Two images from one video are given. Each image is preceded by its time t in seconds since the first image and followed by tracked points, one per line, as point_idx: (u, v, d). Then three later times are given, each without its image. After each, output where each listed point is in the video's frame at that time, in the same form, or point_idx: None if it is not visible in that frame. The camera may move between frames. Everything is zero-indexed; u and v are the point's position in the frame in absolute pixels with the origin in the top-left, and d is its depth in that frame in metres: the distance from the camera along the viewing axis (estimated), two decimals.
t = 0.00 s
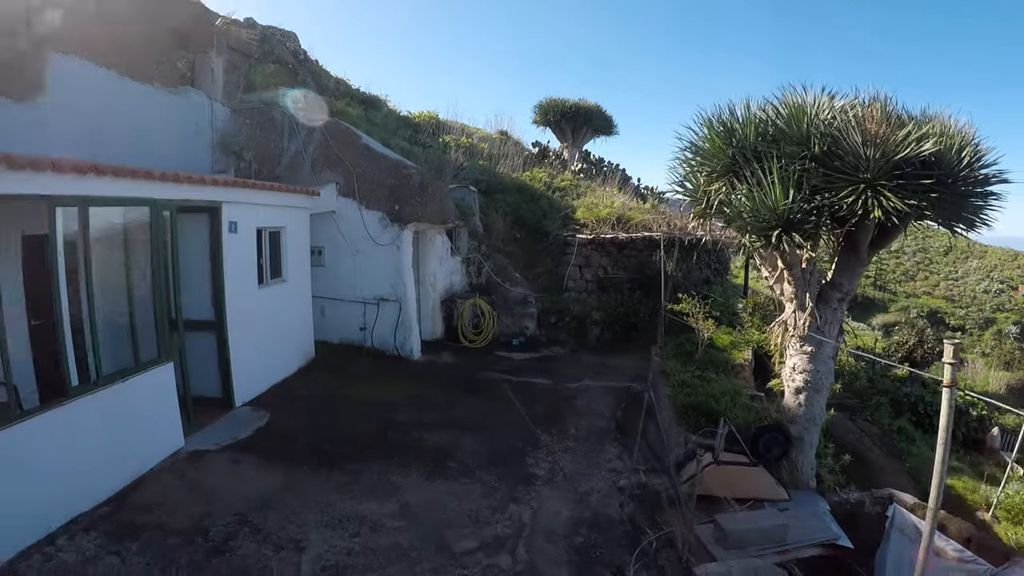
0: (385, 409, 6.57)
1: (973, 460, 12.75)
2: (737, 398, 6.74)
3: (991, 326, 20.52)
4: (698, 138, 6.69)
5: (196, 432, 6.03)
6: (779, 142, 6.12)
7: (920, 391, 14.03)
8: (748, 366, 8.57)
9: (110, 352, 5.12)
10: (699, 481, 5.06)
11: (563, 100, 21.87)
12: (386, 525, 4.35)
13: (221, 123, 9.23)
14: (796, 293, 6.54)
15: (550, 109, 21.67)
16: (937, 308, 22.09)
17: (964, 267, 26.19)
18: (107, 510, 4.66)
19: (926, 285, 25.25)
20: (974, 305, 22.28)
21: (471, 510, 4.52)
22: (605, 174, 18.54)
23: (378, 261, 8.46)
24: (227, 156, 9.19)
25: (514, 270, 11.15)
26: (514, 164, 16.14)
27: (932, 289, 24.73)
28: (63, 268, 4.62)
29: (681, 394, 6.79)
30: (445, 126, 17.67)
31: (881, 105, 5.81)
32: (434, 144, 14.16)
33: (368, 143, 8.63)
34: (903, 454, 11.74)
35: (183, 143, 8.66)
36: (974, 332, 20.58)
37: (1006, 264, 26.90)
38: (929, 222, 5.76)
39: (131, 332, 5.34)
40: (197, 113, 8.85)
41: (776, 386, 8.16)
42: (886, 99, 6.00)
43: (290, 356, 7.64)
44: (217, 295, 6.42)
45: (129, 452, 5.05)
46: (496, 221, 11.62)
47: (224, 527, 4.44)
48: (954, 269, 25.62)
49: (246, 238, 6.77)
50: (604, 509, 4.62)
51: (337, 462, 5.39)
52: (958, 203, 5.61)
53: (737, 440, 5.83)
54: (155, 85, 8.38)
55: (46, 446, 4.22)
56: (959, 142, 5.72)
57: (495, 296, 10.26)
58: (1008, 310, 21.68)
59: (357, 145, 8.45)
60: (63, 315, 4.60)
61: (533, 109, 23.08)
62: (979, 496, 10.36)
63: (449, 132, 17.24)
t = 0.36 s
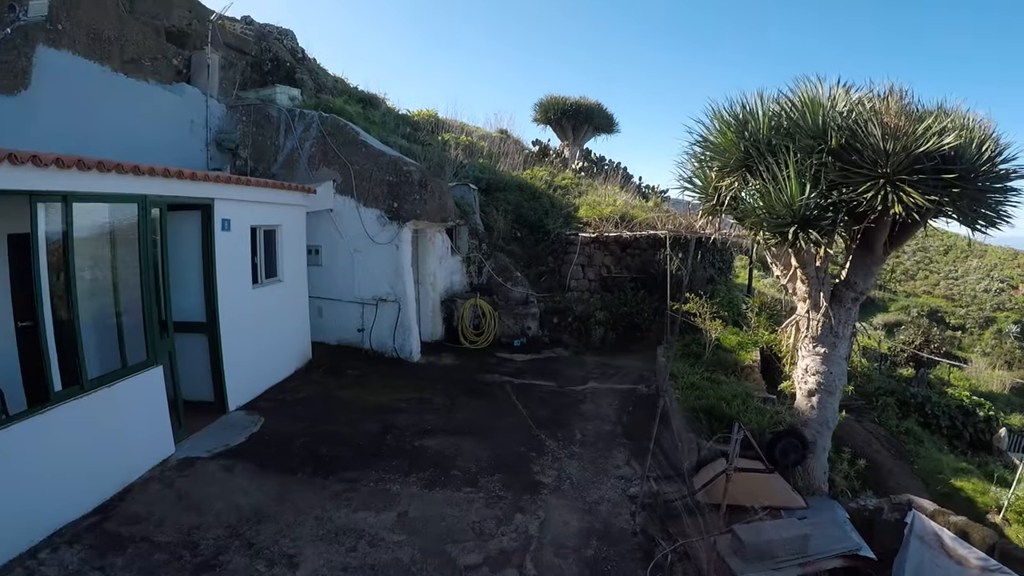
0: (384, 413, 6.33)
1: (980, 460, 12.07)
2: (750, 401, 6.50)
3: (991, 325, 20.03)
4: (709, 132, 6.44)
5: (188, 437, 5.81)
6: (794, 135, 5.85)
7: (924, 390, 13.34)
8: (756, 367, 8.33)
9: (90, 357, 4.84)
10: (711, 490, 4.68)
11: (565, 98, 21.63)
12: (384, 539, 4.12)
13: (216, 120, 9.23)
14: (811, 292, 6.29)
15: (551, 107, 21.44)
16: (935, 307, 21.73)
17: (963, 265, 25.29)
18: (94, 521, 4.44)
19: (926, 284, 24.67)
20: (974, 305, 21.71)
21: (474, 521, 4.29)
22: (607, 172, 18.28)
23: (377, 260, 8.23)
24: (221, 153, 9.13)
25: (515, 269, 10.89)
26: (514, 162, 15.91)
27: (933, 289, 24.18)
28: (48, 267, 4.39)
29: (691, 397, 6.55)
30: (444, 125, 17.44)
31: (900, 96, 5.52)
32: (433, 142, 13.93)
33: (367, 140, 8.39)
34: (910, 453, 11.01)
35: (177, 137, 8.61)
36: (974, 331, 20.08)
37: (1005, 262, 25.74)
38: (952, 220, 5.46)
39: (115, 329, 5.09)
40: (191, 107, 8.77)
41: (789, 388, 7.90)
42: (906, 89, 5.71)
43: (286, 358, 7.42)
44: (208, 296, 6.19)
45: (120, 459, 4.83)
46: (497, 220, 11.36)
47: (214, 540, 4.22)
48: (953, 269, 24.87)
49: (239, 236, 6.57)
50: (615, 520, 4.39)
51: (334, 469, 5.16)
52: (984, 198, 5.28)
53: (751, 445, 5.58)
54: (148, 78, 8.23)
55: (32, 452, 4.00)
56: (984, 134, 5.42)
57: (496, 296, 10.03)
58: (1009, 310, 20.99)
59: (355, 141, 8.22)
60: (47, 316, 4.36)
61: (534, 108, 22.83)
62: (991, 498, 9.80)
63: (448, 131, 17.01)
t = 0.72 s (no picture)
0: (371, 418, 6.10)
1: (980, 459, 11.88)
2: (748, 403, 6.30)
3: (984, 324, 19.85)
4: (706, 124, 6.25)
5: (166, 444, 5.56)
6: (793, 127, 5.67)
7: (921, 389, 13.12)
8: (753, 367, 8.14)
9: (62, 358, 4.54)
10: (712, 495, 4.43)
11: (557, 96, 21.44)
12: (367, 552, 3.91)
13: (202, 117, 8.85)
14: (811, 289, 6.10)
15: (543, 105, 21.25)
16: (928, 305, 21.54)
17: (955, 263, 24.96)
18: (64, 533, 4.20)
19: (919, 283, 24.46)
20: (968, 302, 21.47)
21: (462, 532, 4.08)
22: (600, 171, 18.08)
23: (364, 260, 8.00)
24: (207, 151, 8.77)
25: (506, 268, 10.67)
26: (506, 161, 15.71)
27: (926, 288, 23.98)
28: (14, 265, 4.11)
29: (688, 399, 6.34)
30: (436, 124, 17.22)
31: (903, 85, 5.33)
32: (424, 140, 13.71)
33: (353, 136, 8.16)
34: (910, 453, 10.73)
35: (162, 136, 8.31)
36: (967, 329, 19.85)
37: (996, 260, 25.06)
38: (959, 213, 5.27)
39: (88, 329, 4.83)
40: (175, 104, 8.44)
41: (787, 389, 7.73)
42: (908, 79, 5.52)
43: (270, 361, 7.18)
44: (188, 297, 5.95)
45: (92, 468, 4.58)
46: (488, 219, 11.13)
47: (189, 553, 4.00)
48: (945, 268, 24.54)
49: (220, 235, 6.35)
50: (610, 530, 4.20)
51: (317, 477, 4.93)
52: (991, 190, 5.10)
53: (750, 448, 5.38)
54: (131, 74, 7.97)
55: None
56: (989, 125, 5.25)
57: (487, 296, 9.81)
58: (1000, 309, 20.42)
59: (341, 138, 8.00)
60: (12, 317, 4.09)
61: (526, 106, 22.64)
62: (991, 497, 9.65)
63: (439, 129, 16.80)
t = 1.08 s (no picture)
0: (353, 420, 5.92)
1: (971, 459, 11.79)
2: (741, 404, 6.16)
3: (970, 324, 19.83)
4: (697, 118, 6.10)
5: (141, 449, 5.35)
6: (787, 120, 5.54)
7: (910, 388, 13.03)
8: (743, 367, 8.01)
9: (37, 354, 4.31)
10: (704, 501, 4.20)
11: (544, 95, 21.31)
12: (346, 562, 3.73)
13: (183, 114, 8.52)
14: (805, 288, 5.97)
15: (530, 104, 21.11)
16: (915, 305, 21.42)
17: (943, 263, 24.91)
18: (30, 542, 3.98)
19: (905, 283, 24.12)
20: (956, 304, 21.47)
21: (446, 541, 3.91)
22: (587, 170, 17.96)
23: (347, 259, 7.81)
24: (187, 148, 8.43)
25: (493, 268, 10.51)
26: (492, 160, 15.54)
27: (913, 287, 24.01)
28: None
29: (679, 401, 6.17)
30: (422, 123, 17.03)
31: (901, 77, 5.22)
32: (409, 139, 13.52)
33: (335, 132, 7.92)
34: (902, 454, 10.54)
35: (140, 132, 8.05)
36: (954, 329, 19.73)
37: (986, 259, 25.10)
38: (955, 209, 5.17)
39: (60, 327, 4.57)
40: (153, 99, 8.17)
41: (780, 389, 7.56)
42: (904, 71, 5.42)
43: (251, 363, 6.98)
44: (164, 296, 5.74)
45: (59, 475, 4.33)
46: (474, 217, 10.86)
47: (160, 563, 3.80)
48: (933, 268, 24.36)
49: (198, 232, 6.15)
50: (600, 537, 4.05)
51: (295, 483, 4.75)
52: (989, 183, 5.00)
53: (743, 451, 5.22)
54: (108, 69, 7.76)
55: None
56: (987, 118, 5.18)
57: (474, 296, 9.64)
58: (988, 308, 20.88)
59: (323, 135, 7.76)
60: None
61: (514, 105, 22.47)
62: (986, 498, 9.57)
63: (425, 128, 16.61)
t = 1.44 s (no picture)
0: (335, 419, 5.72)
1: (965, 458, 11.58)
2: (736, 401, 5.97)
3: (958, 323, 19.73)
4: (689, 107, 5.94)
5: (116, 448, 5.12)
6: (783, 108, 5.40)
7: (901, 386, 12.92)
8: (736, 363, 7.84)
9: (10, 353, 4.10)
10: (702, 500, 4.03)
11: (532, 93, 21.16)
12: (325, 566, 3.54)
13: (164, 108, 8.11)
14: (801, 281, 5.82)
15: (518, 102, 20.95)
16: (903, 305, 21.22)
17: (931, 263, 24.90)
18: None
19: (894, 283, 23.92)
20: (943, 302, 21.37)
21: (431, 543, 3.73)
22: (575, 168, 17.81)
23: (331, 254, 7.61)
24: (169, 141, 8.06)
25: (480, 265, 10.32)
26: (480, 158, 15.37)
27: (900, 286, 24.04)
28: None
29: (673, 398, 5.98)
30: (409, 120, 16.83)
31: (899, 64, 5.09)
32: (395, 136, 13.32)
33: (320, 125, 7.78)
34: (895, 453, 10.29)
35: (117, 126, 7.66)
36: (942, 329, 19.55)
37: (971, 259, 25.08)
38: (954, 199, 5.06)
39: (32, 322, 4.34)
40: (135, 92, 7.77)
41: (775, 386, 7.40)
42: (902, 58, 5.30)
43: (232, 360, 6.77)
44: (141, 291, 5.52)
45: (27, 477, 4.10)
46: (461, 215, 10.82)
47: (129, 568, 3.60)
48: (919, 268, 24.18)
49: (177, 225, 5.94)
50: (592, 539, 3.89)
51: (274, 483, 4.55)
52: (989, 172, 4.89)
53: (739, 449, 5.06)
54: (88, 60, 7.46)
55: None
56: (986, 106, 5.07)
57: (460, 294, 9.45)
58: (975, 308, 20.44)
59: (308, 127, 7.62)
60: None
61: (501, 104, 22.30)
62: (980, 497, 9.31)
63: (412, 126, 16.40)
